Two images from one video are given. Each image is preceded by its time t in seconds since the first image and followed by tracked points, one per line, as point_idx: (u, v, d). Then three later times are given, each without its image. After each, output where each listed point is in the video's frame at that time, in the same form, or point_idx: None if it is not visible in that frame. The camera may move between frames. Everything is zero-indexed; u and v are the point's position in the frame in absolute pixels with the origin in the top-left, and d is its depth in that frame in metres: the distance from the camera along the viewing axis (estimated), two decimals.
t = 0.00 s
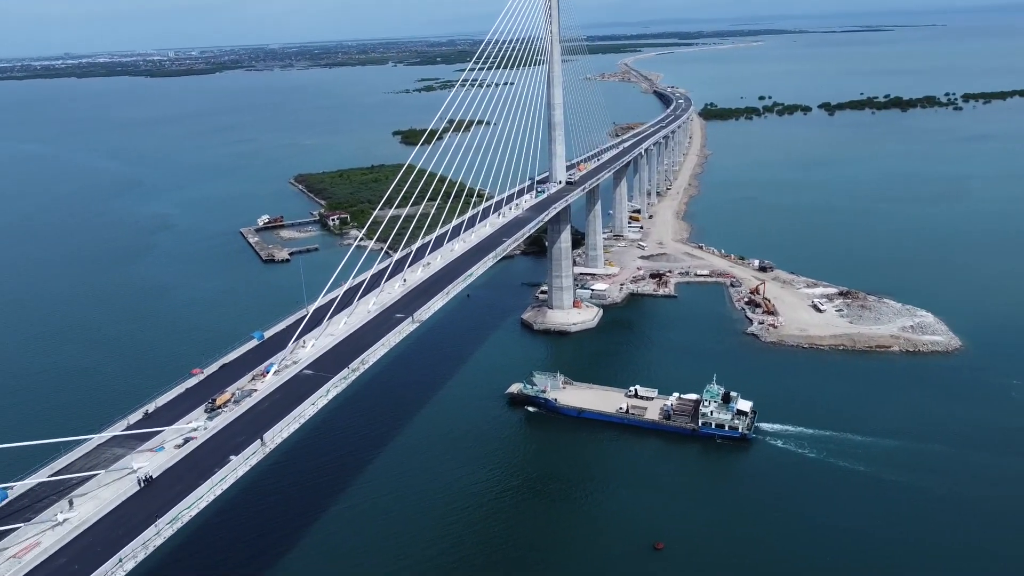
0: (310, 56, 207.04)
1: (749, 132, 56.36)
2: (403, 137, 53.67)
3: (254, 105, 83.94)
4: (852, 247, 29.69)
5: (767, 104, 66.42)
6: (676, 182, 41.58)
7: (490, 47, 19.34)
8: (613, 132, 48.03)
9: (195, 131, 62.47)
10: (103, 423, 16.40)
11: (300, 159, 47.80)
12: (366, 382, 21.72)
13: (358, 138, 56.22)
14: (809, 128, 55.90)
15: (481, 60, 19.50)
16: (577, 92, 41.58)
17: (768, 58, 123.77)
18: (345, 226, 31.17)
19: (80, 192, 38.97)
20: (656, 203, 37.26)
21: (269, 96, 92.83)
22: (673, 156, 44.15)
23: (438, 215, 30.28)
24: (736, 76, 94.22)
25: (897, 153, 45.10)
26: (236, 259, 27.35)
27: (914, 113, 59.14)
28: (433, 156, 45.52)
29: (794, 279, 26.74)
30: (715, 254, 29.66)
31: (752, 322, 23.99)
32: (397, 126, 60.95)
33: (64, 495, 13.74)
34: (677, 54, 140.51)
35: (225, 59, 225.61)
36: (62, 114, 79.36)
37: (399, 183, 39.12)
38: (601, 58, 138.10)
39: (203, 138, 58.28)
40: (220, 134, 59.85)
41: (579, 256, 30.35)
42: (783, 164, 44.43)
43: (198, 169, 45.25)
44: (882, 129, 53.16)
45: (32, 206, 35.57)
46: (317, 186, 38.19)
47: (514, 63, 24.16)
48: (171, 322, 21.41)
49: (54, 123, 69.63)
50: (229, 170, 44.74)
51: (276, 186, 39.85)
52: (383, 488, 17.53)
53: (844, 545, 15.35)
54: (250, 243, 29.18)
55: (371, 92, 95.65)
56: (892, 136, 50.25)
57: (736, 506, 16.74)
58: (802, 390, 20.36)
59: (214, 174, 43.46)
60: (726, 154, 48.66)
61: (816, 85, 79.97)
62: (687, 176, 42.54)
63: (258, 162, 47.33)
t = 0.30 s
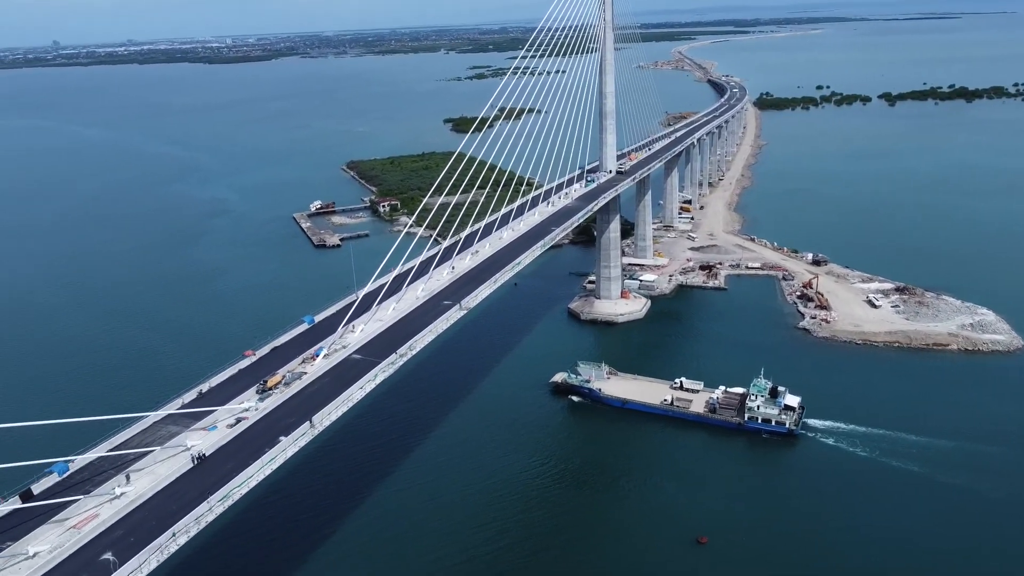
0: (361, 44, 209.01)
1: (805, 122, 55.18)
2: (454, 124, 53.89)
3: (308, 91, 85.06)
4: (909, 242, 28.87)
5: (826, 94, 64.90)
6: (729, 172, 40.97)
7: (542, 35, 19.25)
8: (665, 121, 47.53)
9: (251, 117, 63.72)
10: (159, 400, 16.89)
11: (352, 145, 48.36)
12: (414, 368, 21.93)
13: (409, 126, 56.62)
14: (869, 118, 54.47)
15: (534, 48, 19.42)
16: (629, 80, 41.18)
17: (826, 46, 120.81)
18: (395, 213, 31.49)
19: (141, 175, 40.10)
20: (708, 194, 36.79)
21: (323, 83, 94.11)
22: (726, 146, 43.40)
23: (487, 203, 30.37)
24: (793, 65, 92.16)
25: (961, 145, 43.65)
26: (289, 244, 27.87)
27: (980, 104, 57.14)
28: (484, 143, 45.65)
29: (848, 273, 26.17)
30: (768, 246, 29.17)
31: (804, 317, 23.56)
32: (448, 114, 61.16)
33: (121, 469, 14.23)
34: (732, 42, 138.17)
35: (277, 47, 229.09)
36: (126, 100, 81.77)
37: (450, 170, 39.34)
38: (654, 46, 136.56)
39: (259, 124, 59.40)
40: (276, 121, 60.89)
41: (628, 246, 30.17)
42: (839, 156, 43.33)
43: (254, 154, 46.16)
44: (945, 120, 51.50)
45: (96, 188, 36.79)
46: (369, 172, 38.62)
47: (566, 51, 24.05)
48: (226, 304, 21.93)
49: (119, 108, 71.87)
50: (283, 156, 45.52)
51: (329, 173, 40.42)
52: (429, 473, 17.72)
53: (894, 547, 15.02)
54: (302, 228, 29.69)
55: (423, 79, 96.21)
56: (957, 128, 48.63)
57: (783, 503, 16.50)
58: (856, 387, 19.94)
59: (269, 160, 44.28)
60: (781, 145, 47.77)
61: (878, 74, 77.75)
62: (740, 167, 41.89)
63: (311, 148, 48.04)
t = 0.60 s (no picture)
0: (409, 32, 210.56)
1: (862, 112, 53.84)
2: (503, 112, 53.92)
3: (359, 78, 85.95)
4: (968, 238, 27.99)
5: (884, 83, 63.23)
6: (782, 163, 40.25)
7: (593, 22, 19.10)
8: (717, 111, 46.84)
9: (304, 103, 64.65)
10: (211, 380, 17.26)
11: (402, 132, 48.73)
12: (459, 355, 22.07)
13: (459, 113, 56.81)
14: (930, 109, 52.90)
15: (584, 35, 19.30)
16: (679, 69, 40.65)
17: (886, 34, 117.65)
18: (443, 200, 31.65)
19: (196, 160, 41.02)
20: (759, 185, 36.22)
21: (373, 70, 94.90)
22: (779, 136, 42.55)
23: (534, 192, 30.33)
24: (851, 54, 89.92)
25: None
26: (338, 229, 28.23)
27: None
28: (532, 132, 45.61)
29: (903, 269, 25.53)
30: (820, 239, 28.60)
31: (856, 312, 23.07)
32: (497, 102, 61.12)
33: (174, 447, 14.63)
34: (787, 29, 135.57)
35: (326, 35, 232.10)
36: (184, 86, 83.62)
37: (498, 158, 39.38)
38: (706, 34, 134.69)
39: (312, 110, 60.16)
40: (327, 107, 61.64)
41: (676, 237, 29.86)
42: (898, 148, 42.17)
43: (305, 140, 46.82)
44: (1011, 111, 49.73)
45: (154, 172, 37.74)
46: (418, 160, 38.87)
47: (616, 39, 23.83)
48: (278, 288, 22.32)
49: (177, 93, 73.61)
50: (333, 142, 46.07)
51: (378, 159, 40.80)
52: (472, 459, 17.81)
53: (945, 550, 14.67)
54: (352, 214, 30.05)
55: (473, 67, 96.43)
56: None
57: (830, 501, 16.20)
58: (911, 385, 19.46)
59: (320, 146, 44.90)
60: (836, 136, 46.72)
61: (941, 63, 75.39)
62: (794, 158, 41.11)
63: (361, 135, 48.53)
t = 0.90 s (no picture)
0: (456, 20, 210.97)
1: (920, 103, 52.39)
2: (550, 100, 53.77)
3: (409, 65, 86.44)
4: None
5: (945, 74, 61.36)
6: (836, 154, 39.44)
7: (644, 10, 18.92)
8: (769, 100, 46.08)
9: (352, 90, 65.22)
10: (258, 361, 17.56)
11: (449, 120, 48.90)
12: (502, 343, 22.12)
13: (506, 101, 56.79)
14: (992, 100, 51.22)
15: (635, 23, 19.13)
16: (731, 58, 40.00)
17: (947, 23, 114.14)
18: (489, 188, 31.70)
19: (247, 145, 41.73)
20: (811, 177, 35.56)
21: (421, 58, 95.24)
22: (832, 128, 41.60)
23: (580, 180, 30.19)
24: (910, 43, 87.42)
25: None
26: (385, 215, 28.49)
27: None
28: (580, 120, 45.42)
29: (959, 265, 24.84)
30: (872, 233, 27.96)
31: (908, 308, 22.53)
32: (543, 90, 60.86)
33: (222, 426, 14.93)
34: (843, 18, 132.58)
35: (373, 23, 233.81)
36: (236, 72, 84.98)
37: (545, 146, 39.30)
38: (758, 22, 132.36)
39: (361, 97, 60.72)
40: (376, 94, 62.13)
41: (724, 229, 29.49)
42: (956, 141, 40.95)
43: (354, 126, 47.29)
44: None
45: (207, 156, 38.54)
46: (465, 147, 38.99)
47: (666, 28, 23.56)
48: (326, 273, 22.59)
49: (229, 79, 74.91)
50: (380, 129, 46.40)
51: (426, 146, 41.03)
52: (514, 447, 17.85)
53: (996, 556, 14.26)
54: (398, 200, 30.30)
55: (521, 55, 96.25)
56: None
57: (877, 501, 15.86)
58: (966, 384, 18.94)
59: (369, 132, 45.32)
60: (892, 128, 45.57)
61: (1006, 52, 72.85)
62: (847, 149, 40.23)
63: (409, 121, 48.83)
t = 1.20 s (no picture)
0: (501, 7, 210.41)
1: (981, 94, 50.74)
2: (597, 89, 53.42)
3: (455, 53, 86.53)
4: None
5: (1009, 64, 59.27)
6: (889, 146, 38.52)
7: None
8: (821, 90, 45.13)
9: (399, 77, 65.58)
10: (304, 345, 17.81)
11: (495, 107, 48.90)
12: (543, 332, 22.12)
13: (552, 89, 56.57)
14: None
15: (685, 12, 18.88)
16: (782, 46, 39.24)
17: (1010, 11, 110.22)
18: (533, 176, 31.68)
19: (296, 130, 42.31)
20: (863, 169, 34.80)
21: (468, 45, 95.44)
22: (886, 119, 40.56)
23: (625, 170, 29.98)
24: (971, 32, 84.58)
25: None
26: (429, 202, 28.67)
27: None
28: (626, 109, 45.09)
29: (1016, 262, 24.10)
30: (926, 228, 27.28)
31: (961, 306, 21.96)
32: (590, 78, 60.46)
33: (267, 407, 15.18)
34: (899, 6, 129.02)
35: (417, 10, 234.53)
36: (287, 58, 86.15)
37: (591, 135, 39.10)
38: (810, 11, 129.51)
39: (408, 83, 61.02)
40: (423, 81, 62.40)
41: (771, 220, 29.05)
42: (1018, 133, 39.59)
43: (400, 113, 47.59)
44: None
45: (256, 142, 39.19)
46: (510, 135, 38.99)
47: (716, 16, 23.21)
48: (371, 258, 22.82)
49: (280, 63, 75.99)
50: (426, 116, 46.63)
51: (471, 134, 41.10)
52: (554, 435, 17.87)
53: None
54: (443, 188, 30.46)
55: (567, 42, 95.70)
56: None
57: (923, 501, 15.53)
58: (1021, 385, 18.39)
59: (415, 119, 45.56)
60: (949, 119, 44.27)
61: None
62: (902, 141, 39.24)
63: (455, 109, 48.97)
